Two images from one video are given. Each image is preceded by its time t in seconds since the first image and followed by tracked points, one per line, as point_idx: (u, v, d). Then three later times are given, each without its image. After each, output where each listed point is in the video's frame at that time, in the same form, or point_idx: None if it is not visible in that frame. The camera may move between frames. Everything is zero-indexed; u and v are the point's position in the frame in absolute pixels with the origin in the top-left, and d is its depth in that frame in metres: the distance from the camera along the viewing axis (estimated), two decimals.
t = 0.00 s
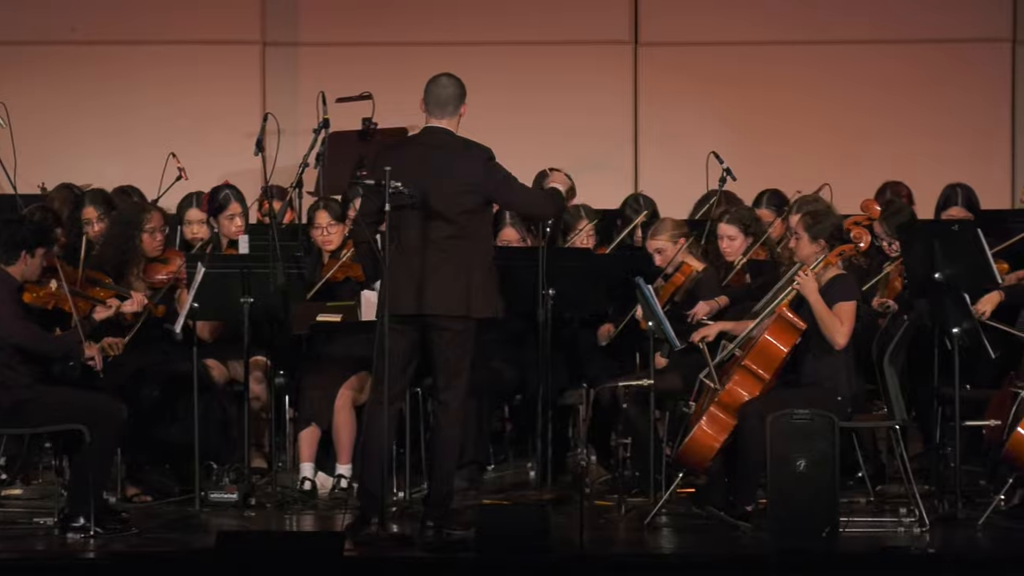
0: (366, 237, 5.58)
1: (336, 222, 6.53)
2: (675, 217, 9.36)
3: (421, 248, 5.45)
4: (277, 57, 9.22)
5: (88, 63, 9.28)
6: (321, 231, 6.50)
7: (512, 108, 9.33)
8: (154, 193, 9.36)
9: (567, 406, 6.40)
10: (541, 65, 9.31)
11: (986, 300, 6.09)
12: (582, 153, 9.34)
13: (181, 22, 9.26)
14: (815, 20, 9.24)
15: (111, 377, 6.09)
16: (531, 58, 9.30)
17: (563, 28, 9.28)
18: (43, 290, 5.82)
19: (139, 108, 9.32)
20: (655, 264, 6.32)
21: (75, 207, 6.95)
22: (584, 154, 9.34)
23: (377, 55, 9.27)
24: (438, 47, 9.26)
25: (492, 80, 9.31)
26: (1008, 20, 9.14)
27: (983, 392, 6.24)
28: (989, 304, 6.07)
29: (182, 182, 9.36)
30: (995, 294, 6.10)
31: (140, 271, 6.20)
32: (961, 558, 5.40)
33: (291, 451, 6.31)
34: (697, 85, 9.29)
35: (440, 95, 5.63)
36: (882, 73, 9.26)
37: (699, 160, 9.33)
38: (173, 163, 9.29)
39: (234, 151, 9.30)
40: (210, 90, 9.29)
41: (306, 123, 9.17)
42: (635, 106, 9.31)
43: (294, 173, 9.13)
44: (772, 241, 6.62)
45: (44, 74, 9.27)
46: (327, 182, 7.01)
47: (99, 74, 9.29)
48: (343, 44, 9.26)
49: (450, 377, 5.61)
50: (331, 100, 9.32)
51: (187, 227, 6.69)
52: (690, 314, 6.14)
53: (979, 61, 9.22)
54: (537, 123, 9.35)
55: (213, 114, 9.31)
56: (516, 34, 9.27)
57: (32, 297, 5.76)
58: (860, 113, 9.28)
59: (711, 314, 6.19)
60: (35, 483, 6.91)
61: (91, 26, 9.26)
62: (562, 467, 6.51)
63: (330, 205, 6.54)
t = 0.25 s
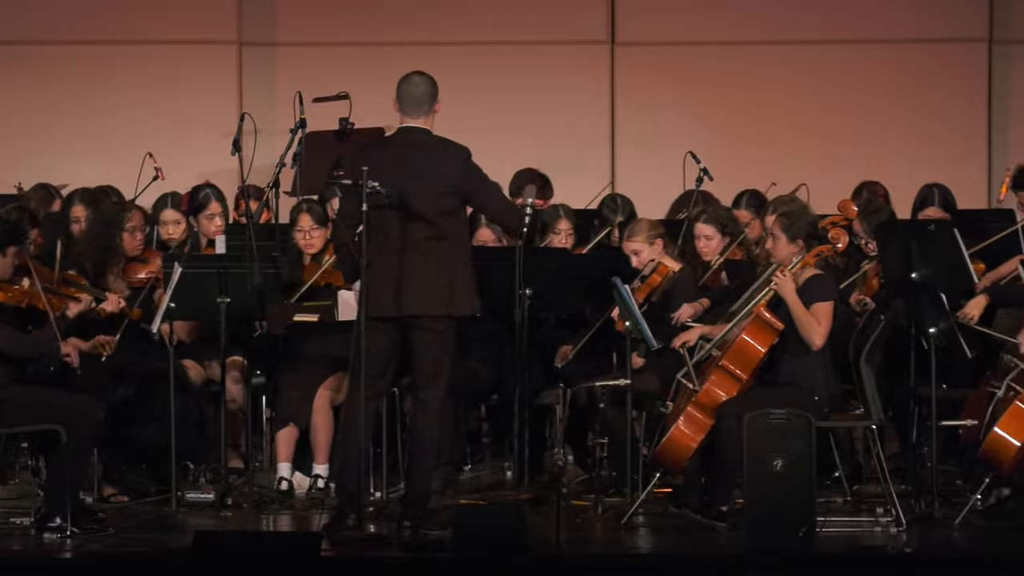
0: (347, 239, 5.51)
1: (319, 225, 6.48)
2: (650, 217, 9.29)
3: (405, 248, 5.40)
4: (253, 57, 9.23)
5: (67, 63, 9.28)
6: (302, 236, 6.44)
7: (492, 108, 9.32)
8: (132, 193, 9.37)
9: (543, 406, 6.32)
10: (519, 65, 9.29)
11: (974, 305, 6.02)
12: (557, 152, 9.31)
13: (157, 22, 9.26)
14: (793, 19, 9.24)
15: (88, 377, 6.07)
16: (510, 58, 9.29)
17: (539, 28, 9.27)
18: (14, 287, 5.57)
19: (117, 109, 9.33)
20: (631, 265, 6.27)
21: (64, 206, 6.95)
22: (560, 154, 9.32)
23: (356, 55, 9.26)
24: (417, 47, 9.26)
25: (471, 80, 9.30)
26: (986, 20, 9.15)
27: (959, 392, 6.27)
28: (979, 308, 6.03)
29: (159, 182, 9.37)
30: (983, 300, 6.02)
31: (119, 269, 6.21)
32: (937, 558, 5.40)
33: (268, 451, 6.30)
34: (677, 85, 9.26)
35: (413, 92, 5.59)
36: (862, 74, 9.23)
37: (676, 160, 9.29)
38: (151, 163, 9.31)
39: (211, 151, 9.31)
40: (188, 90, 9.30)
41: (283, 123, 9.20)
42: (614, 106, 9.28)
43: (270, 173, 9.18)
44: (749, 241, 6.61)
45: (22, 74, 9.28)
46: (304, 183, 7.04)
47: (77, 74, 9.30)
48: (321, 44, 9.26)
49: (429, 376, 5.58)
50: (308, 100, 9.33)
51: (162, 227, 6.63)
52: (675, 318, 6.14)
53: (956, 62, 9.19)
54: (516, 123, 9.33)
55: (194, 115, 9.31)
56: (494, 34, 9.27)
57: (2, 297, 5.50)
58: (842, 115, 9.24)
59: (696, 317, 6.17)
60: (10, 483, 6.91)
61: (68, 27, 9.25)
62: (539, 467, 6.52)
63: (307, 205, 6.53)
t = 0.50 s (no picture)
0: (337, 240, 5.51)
1: (311, 223, 6.44)
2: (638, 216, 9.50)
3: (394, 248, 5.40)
4: (239, 56, 9.38)
5: (60, 64, 9.44)
6: (295, 234, 6.43)
7: (476, 108, 9.49)
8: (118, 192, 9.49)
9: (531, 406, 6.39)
10: (503, 64, 9.47)
11: (971, 309, 5.92)
12: (543, 153, 9.49)
13: (145, 23, 9.42)
14: (774, 20, 9.42)
15: (74, 377, 6.05)
16: (493, 58, 9.46)
17: (522, 27, 9.43)
18: None
19: (105, 108, 9.48)
20: (621, 264, 6.33)
21: (57, 201, 7.09)
22: (547, 154, 9.49)
23: (342, 54, 9.43)
24: (402, 47, 9.43)
25: (457, 80, 9.47)
26: (970, 21, 9.32)
27: (945, 392, 6.29)
28: (977, 311, 5.88)
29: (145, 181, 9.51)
30: (979, 303, 5.90)
31: (108, 268, 6.31)
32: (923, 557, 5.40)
33: (254, 451, 6.28)
34: (660, 84, 9.43)
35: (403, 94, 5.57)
36: (845, 73, 9.41)
37: (663, 159, 9.44)
38: (137, 163, 9.42)
39: (197, 150, 9.44)
40: (175, 90, 9.45)
41: (269, 123, 9.35)
42: (601, 105, 9.45)
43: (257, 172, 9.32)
44: (736, 241, 6.62)
45: (10, 74, 9.42)
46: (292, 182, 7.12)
47: (65, 74, 9.45)
48: (307, 44, 9.42)
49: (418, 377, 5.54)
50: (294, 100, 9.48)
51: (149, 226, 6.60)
52: (670, 321, 6.16)
53: (941, 61, 9.38)
54: (502, 123, 9.51)
55: (184, 115, 9.45)
56: (478, 34, 9.44)
57: None
58: (823, 113, 9.42)
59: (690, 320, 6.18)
60: None
61: (56, 28, 9.40)
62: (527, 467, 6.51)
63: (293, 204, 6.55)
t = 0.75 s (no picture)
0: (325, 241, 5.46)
1: (297, 221, 6.50)
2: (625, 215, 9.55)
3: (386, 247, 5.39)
4: (223, 56, 9.39)
5: (47, 64, 9.43)
6: (280, 233, 6.46)
7: (461, 108, 9.50)
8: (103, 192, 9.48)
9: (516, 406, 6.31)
10: (488, 64, 9.47)
11: (965, 309, 5.97)
12: (529, 152, 9.50)
13: (129, 22, 9.42)
14: (759, 20, 9.43)
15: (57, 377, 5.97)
16: (478, 58, 9.47)
17: (507, 27, 9.44)
18: None
19: (90, 108, 9.47)
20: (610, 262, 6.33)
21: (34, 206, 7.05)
22: (532, 154, 9.50)
23: (327, 54, 9.44)
24: (387, 47, 9.44)
25: (443, 80, 9.48)
26: (955, 20, 9.38)
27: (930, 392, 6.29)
28: (971, 312, 5.92)
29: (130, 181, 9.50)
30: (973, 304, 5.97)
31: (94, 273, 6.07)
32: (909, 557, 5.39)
33: (239, 451, 6.27)
34: (644, 83, 9.44)
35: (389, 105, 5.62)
36: (830, 73, 9.45)
37: (648, 159, 9.47)
38: (122, 163, 9.42)
39: (182, 150, 9.43)
40: (159, 90, 9.45)
41: (254, 123, 9.35)
42: (586, 105, 9.46)
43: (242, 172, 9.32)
44: (721, 241, 6.63)
45: None
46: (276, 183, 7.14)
47: (50, 74, 9.44)
48: (291, 44, 9.43)
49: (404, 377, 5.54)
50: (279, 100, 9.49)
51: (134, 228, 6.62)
52: (664, 321, 6.15)
53: (928, 60, 9.43)
54: (488, 123, 9.51)
55: (171, 115, 9.44)
56: (463, 34, 9.45)
57: None
58: (808, 112, 9.45)
59: (685, 320, 6.16)
60: None
61: (40, 27, 9.39)
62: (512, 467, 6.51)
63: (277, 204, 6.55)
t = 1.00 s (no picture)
0: (305, 246, 5.43)
1: (273, 228, 6.44)
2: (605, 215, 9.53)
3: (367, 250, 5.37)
4: (206, 56, 9.39)
5: (31, 65, 9.43)
6: (258, 238, 6.42)
7: (445, 108, 9.51)
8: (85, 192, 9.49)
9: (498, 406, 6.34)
10: (471, 64, 9.48)
11: (944, 310, 6.03)
12: (513, 152, 9.51)
13: (111, 22, 9.43)
14: (740, 20, 9.43)
15: (38, 377, 5.95)
16: (461, 57, 9.47)
17: (489, 28, 9.44)
18: None
19: (73, 107, 9.48)
20: (591, 264, 6.34)
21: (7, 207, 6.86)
22: (516, 154, 9.51)
23: (310, 54, 9.45)
24: (370, 47, 9.45)
25: (427, 80, 9.49)
26: (937, 20, 9.36)
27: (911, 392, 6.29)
28: (949, 312, 5.97)
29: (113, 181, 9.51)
30: (952, 304, 6.03)
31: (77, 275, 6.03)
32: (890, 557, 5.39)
33: (221, 451, 6.27)
34: (627, 83, 9.44)
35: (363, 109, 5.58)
36: (811, 73, 9.45)
37: (630, 159, 9.44)
38: (104, 163, 9.44)
39: (164, 150, 9.44)
40: (142, 90, 9.46)
41: (237, 123, 9.36)
42: (568, 106, 9.47)
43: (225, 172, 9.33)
44: (700, 241, 6.65)
45: None
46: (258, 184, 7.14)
47: (33, 74, 9.44)
48: (274, 44, 9.43)
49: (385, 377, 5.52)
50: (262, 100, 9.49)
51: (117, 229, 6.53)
52: (650, 323, 6.13)
53: (909, 60, 9.41)
54: (473, 123, 9.52)
55: (154, 115, 9.45)
56: (445, 34, 9.45)
57: None
58: (791, 113, 9.45)
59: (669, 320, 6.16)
60: None
61: (23, 27, 9.39)
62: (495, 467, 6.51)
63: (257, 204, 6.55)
